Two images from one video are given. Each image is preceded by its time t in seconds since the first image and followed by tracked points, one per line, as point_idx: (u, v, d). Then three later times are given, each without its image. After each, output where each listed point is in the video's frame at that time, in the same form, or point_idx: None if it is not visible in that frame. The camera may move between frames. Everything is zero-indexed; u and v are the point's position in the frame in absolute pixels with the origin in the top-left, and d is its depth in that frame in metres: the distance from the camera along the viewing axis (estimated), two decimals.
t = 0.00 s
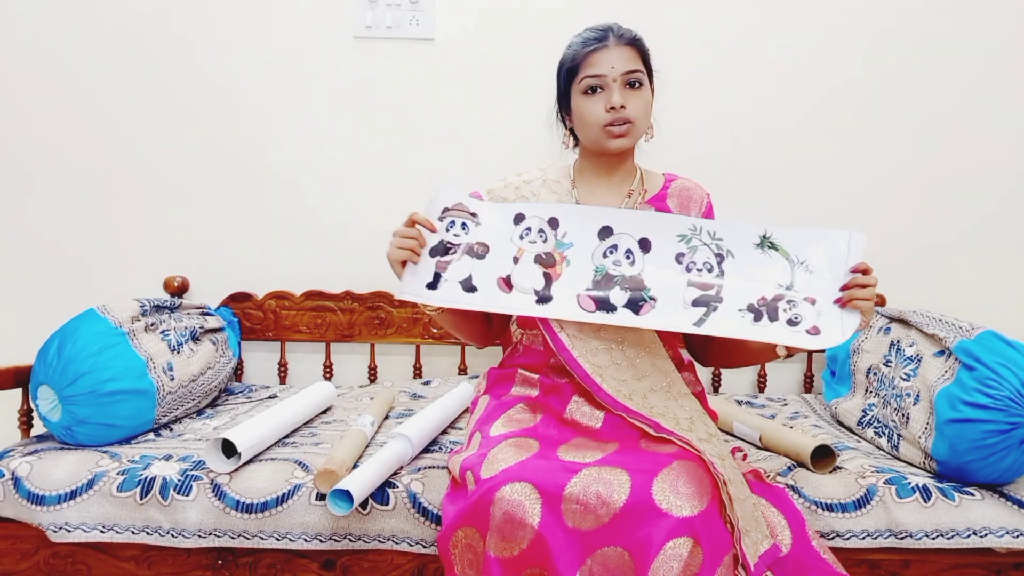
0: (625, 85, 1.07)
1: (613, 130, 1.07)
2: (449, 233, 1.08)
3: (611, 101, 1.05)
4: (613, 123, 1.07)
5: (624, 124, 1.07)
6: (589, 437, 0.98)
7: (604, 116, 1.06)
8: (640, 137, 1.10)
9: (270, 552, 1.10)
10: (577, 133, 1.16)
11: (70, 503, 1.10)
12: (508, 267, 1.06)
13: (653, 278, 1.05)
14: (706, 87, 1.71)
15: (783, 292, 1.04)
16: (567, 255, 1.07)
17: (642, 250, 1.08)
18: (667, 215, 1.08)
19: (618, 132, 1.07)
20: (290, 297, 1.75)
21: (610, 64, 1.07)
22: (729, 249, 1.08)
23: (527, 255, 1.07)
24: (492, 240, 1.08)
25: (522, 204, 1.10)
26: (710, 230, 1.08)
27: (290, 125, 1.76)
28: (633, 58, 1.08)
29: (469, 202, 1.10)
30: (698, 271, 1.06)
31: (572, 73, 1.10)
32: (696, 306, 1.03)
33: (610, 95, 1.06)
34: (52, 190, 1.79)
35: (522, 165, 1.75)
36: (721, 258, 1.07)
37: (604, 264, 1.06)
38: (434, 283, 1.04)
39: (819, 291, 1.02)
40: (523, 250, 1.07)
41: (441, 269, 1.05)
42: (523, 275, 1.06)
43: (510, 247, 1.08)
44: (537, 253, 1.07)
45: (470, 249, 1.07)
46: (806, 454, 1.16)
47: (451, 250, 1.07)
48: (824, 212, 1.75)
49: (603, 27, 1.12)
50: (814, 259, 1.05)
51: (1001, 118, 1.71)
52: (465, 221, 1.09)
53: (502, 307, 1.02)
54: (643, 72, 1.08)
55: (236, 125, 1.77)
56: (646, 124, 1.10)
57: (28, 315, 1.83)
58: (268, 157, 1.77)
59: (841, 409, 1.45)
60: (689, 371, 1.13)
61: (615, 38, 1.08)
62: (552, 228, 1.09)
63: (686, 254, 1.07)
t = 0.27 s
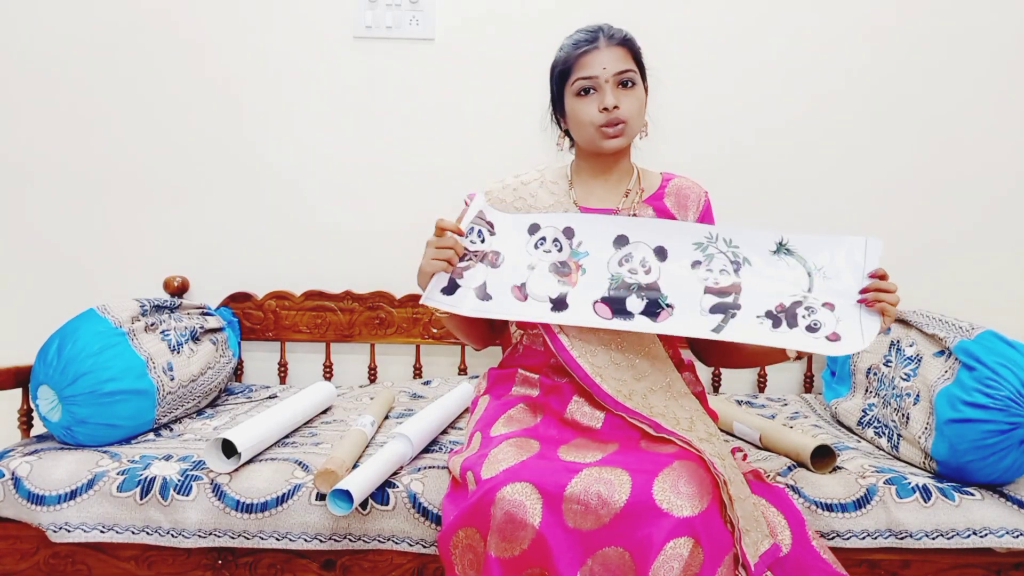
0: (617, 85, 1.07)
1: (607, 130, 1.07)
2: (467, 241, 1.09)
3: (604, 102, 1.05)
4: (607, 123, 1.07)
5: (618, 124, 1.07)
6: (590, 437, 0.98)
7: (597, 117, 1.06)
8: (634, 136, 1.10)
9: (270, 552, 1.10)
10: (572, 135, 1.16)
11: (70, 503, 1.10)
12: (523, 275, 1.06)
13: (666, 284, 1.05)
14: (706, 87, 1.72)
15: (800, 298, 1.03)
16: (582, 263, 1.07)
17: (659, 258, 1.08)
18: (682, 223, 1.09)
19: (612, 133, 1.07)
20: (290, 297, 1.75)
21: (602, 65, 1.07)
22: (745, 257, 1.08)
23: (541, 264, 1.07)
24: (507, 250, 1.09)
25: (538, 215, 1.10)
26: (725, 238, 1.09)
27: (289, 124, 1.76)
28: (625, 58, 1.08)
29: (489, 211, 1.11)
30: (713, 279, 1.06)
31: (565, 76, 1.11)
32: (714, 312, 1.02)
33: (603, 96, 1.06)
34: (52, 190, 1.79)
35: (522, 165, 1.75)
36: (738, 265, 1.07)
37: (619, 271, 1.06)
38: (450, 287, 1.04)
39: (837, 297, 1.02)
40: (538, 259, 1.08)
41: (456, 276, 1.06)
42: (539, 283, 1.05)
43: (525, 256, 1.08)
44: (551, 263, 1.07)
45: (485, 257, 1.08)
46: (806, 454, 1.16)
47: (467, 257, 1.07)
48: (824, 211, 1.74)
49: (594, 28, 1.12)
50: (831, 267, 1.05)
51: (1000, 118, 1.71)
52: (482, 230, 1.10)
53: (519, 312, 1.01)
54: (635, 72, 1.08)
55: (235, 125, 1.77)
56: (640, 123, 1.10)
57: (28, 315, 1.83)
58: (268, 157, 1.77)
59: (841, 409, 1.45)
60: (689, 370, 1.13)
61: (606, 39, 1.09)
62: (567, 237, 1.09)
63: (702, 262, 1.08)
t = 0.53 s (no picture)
0: (603, 87, 1.07)
1: (596, 133, 1.07)
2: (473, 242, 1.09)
3: (591, 105, 1.05)
4: (594, 126, 1.07)
5: (606, 126, 1.07)
6: (590, 437, 0.98)
7: (583, 120, 1.06)
8: (623, 137, 1.10)
9: (270, 552, 1.10)
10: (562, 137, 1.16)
11: (70, 503, 1.10)
12: (527, 275, 1.06)
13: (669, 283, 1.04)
14: (706, 87, 1.71)
15: (804, 301, 1.01)
16: (586, 263, 1.06)
17: (662, 259, 1.06)
18: (686, 224, 1.08)
19: (599, 135, 1.07)
20: (290, 297, 1.75)
21: (587, 67, 1.06)
22: (751, 259, 1.06)
23: (545, 263, 1.07)
24: (512, 249, 1.08)
25: (542, 215, 1.10)
26: (731, 240, 1.08)
27: (289, 124, 1.76)
28: (609, 59, 1.07)
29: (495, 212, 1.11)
30: (716, 280, 1.05)
31: (552, 79, 1.11)
32: (716, 314, 1.01)
33: (588, 99, 1.06)
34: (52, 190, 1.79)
35: (522, 165, 1.75)
36: (742, 267, 1.06)
37: (624, 271, 1.05)
38: (454, 286, 1.05)
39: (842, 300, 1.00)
40: (541, 258, 1.07)
41: (460, 275, 1.06)
42: (542, 282, 1.05)
43: (529, 256, 1.07)
44: (554, 262, 1.07)
45: (491, 257, 1.08)
46: (806, 454, 1.16)
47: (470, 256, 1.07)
48: (824, 211, 1.74)
49: (578, 29, 1.11)
50: (838, 270, 1.03)
51: (1000, 118, 1.71)
52: (488, 231, 1.10)
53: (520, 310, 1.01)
54: (620, 71, 1.07)
55: (236, 125, 1.77)
56: (629, 122, 1.10)
57: (28, 315, 1.83)
58: (268, 157, 1.77)
59: (841, 409, 1.45)
60: (689, 369, 1.13)
61: (589, 40, 1.08)
62: (571, 237, 1.09)
63: (706, 263, 1.06)
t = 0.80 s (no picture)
0: (586, 85, 1.06)
1: (575, 130, 1.07)
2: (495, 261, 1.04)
3: (570, 102, 1.05)
4: (573, 123, 1.06)
5: (585, 124, 1.06)
6: (588, 437, 0.98)
7: (563, 116, 1.06)
8: (604, 136, 1.09)
9: (270, 552, 1.10)
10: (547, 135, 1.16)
11: (70, 503, 1.10)
12: (530, 281, 1.04)
13: (672, 289, 1.03)
14: (706, 87, 1.71)
15: (807, 312, 1.01)
16: (585, 265, 1.04)
17: (663, 263, 1.05)
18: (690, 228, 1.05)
19: (578, 132, 1.07)
20: (290, 297, 1.75)
21: (571, 65, 1.06)
22: (755, 265, 1.04)
23: (548, 268, 1.05)
24: (518, 255, 1.05)
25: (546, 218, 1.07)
26: (735, 244, 1.05)
27: (290, 124, 1.76)
28: (594, 57, 1.07)
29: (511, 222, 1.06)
30: (719, 287, 1.03)
31: (538, 76, 1.11)
32: (718, 323, 1.00)
33: (569, 95, 1.06)
34: (52, 190, 1.79)
35: (522, 165, 1.76)
36: (745, 273, 1.04)
37: (624, 275, 1.04)
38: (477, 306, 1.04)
39: (846, 311, 1.00)
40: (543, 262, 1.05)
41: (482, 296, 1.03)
42: (545, 289, 1.03)
43: (533, 261, 1.05)
44: (556, 265, 1.05)
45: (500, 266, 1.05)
46: (806, 454, 1.16)
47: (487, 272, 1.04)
48: (824, 211, 1.74)
49: (567, 27, 1.11)
50: (841, 277, 1.02)
51: (1001, 118, 1.71)
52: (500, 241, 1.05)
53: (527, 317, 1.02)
54: (603, 70, 1.07)
55: (236, 125, 1.77)
56: (611, 121, 1.09)
57: (28, 315, 1.83)
58: (268, 157, 1.77)
59: (841, 409, 1.45)
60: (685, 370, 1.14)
61: (577, 38, 1.08)
62: (572, 239, 1.06)
63: (708, 268, 1.04)
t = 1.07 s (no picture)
0: (575, 88, 1.06)
1: (561, 133, 1.06)
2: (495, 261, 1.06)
3: (557, 104, 1.04)
4: (560, 125, 1.06)
5: (572, 127, 1.06)
6: (587, 437, 0.97)
7: (550, 118, 1.06)
8: (591, 140, 1.09)
9: (270, 552, 1.10)
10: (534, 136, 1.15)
11: (70, 503, 1.10)
12: (537, 287, 1.03)
13: (683, 303, 1.00)
14: (706, 87, 1.71)
15: (821, 326, 0.96)
16: (597, 276, 1.03)
17: (675, 276, 1.02)
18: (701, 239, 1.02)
19: (565, 134, 1.06)
20: (290, 297, 1.75)
21: (560, 67, 1.06)
22: (767, 278, 1.00)
23: (556, 276, 1.03)
24: (526, 261, 1.05)
25: (553, 223, 1.05)
26: (747, 257, 1.01)
27: (289, 124, 1.76)
28: (584, 61, 1.06)
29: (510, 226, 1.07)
30: (730, 300, 1.00)
31: (528, 76, 1.11)
32: (727, 337, 0.97)
33: (558, 97, 1.05)
34: (52, 190, 1.80)
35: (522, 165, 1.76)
36: (757, 286, 1.00)
37: (635, 287, 1.02)
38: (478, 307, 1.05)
39: (865, 325, 0.95)
40: (552, 271, 1.04)
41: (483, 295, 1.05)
42: (556, 301, 1.03)
43: (539, 266, 1.04)
44: (566, 273, 1.04)
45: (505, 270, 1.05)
46: (806, 454, 1.16)
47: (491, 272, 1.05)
48: (824, 211, 1.74)
49: (559, 29, 1.10)
50: (859, 293, 0.96)
51: (1001, 118, 1.71)
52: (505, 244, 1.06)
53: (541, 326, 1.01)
54: (592, 74, 1.07)
55: (235, 125, 1.77)
56: (599, 125, 1.08)
57: (29, 315, 1.83)
58: (268, 157, 1.77)
59: (841, 409, 1.45)
60: (681, 369, 1.09)
61: (568, 40, 1.07)
62: (582, 249, 1.04)
63: (720, 281, 1.01)
